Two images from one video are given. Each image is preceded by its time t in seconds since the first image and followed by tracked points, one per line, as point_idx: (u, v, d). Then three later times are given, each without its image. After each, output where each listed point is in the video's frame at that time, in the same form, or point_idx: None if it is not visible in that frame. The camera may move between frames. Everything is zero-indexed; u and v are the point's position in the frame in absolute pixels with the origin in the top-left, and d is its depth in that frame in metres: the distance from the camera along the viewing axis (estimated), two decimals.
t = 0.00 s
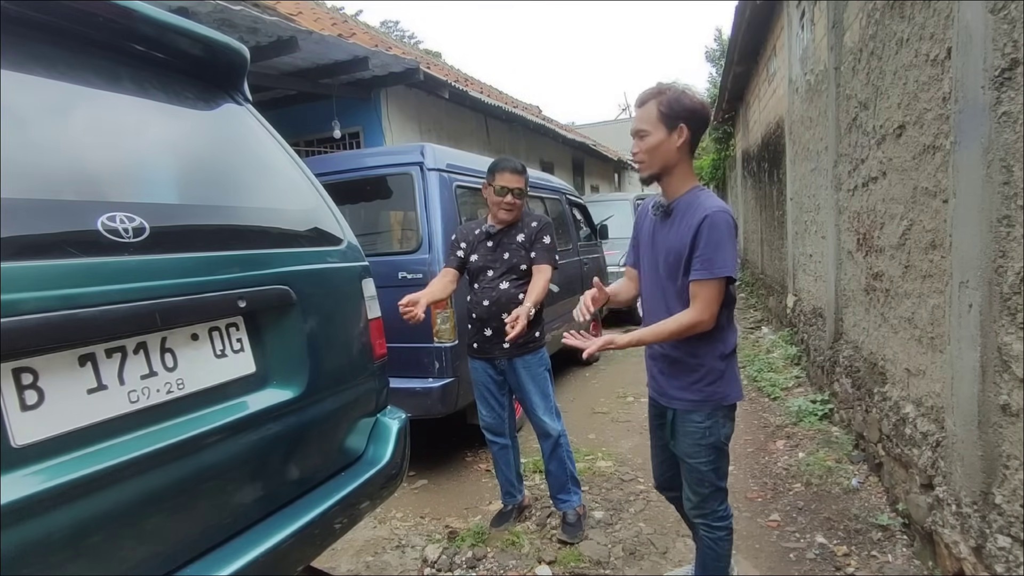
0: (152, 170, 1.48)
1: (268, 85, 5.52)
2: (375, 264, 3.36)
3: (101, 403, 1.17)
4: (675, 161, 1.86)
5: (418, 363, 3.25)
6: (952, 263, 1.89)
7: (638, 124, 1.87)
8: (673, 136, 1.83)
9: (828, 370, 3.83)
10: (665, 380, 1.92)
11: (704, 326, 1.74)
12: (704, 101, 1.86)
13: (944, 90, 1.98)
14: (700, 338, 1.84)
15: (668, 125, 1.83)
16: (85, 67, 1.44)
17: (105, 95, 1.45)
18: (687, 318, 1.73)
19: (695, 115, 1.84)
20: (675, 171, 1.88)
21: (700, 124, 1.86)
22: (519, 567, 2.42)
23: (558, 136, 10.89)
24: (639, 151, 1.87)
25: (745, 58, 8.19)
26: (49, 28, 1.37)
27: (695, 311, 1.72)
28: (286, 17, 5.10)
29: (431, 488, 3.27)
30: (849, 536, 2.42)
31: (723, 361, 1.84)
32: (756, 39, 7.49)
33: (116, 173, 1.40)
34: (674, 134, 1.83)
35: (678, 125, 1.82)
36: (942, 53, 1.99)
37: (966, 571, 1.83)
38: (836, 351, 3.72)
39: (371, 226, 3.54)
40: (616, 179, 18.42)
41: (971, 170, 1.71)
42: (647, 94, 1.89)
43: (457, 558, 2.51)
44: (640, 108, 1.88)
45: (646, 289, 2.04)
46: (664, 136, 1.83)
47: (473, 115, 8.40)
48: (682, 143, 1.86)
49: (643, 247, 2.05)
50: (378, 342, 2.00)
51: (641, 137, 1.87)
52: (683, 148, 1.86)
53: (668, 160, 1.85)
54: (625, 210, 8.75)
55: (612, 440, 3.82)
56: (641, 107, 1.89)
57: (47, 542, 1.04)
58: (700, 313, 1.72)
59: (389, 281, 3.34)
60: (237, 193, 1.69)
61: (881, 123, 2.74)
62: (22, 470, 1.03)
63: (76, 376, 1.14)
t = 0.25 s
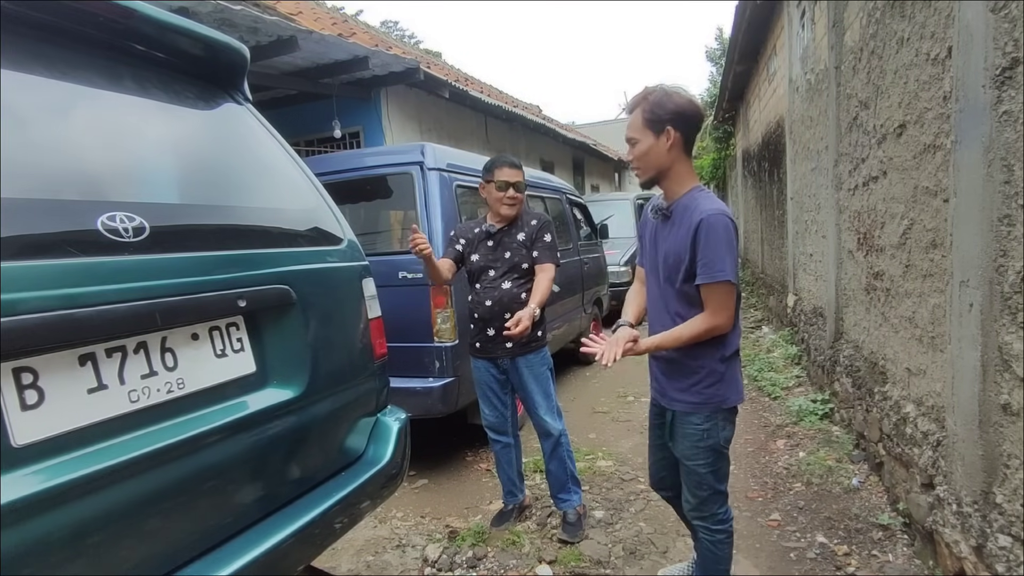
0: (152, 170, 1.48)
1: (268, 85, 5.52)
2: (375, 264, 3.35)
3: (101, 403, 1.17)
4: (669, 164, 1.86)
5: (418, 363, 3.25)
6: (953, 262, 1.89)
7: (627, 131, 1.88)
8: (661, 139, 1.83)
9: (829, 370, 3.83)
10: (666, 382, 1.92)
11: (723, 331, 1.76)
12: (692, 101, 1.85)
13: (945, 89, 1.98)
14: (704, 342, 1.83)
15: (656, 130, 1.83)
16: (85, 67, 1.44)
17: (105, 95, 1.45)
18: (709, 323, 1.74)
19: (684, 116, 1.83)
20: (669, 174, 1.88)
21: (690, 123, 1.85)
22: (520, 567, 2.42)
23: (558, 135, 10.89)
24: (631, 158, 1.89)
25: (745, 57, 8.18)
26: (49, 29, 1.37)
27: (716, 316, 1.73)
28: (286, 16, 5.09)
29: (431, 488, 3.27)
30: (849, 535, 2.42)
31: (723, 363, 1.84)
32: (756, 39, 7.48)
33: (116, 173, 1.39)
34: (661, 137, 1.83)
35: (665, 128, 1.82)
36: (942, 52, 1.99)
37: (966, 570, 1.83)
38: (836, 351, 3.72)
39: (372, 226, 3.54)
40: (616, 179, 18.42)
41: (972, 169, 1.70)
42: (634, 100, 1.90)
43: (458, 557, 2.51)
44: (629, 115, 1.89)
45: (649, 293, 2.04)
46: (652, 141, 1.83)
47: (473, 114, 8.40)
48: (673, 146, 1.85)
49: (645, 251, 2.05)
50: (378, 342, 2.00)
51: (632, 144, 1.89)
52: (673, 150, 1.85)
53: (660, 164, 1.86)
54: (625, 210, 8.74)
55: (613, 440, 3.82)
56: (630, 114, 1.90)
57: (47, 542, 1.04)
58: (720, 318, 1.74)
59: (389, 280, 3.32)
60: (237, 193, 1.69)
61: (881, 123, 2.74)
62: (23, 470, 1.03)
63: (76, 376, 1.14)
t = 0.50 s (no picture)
0: (154, 170, 1.48)
1: (270, 85, 5.53)
2: (377, 264, 3.35)
3: (104, 403, 1.17)
4: (670, 164, 1.86)
5: (420, 363, 3.26)
6: (955, 262, 1.89)
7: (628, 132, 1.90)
8: (661, 140, 1.83)
9: (830, 370, 3.83)
10: (661, 381, 1.92)
11: (717, 329, 1.75)
12: (693, 102, 1.85)
13: (947, 89, 1.98)
14: (699, 342, 1.84)
15: (655, 131, 1.83)
16: (87, 67, 1.44)
17: (106, 95, 1.45)
18: (701, 321, 1.74)
19: (682, 116, 1.82)
20: (669, 175, 1.88)
21: (691, 124, 1.84)
22: (521, 567, 2.42)
23: (559, 135, 10.89)
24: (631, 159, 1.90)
25: (747, 57, 8.18)
26: (50, 29, 1.37)
27: (709, 315, 1.73)
28: (287, 17, 5.10)
29: (432, 488, 3.27)
30: (851, 535, 2.42)
31: (717, 364, 1.84)
32: (757, 38, 7.48)
33: (117, 173, 1.39)
34: (661, 138, 1.83)
35: (664, 129, 1.82)
36: (944, 51, 1.99)
37: (969, 570, 1.82)
38: (837, 351, 3.71)
39: (373, 226, 3.54)
40: (617, 178, 18.42)
41: (974, 168, 1.70)
42: (636, 101, 1.91)
43: (459, 557, 2.51)
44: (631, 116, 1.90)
45: (649, 293, 2.04)
46: (652, 142, 1.84)
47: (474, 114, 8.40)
48: (673, 146, 1.85)
49: (647, 252, 2.05)
50: (380, 342, 2.00)
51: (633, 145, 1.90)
52: (673, 151, 1.85)
53: (660, 165, 1.86)
54: (626, 209, 8.74)
55: (614, 440, 3.82)
56: (632, 115, 1.91)
57: (49, 542, 1.04)
58: (714, 317, 1.73)
59: (391, 280, 3.31)
60: (238, 193, 1.69)
61: (883, 122, 2.73)
62: (26, 470, 1.04)
63: (79, 376, 1.14)
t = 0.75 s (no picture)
0: (157, 170, 1.49)
1: (272, 85, 5.53)
2: (380, 264, 3.36)
3: (109, 403, 1.17)
4: (671, 164, 1.87)
5: (422, 363, 3.26)
6: (958, 262, 1.89)
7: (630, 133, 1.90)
8: (662, 140, 1.84)
9: (832, 370, 3.83)
10: (657, 378, 1.92)
11: (715, 327, 1.75)
12: (694, 103, 1.84)
13: (950, 89, 1.98)
14: (695, 340, 1.84)
15: (657, 131, 1.83)
16: (91, 68, 1.45)
17: (108, 95, 1.46)
18: (699, 318, 1.74)
19: (684, 116, 1.82)
20: (671, 175, 1.89)
21: (692, 125, 1.84)
22: (523, 566, 2.43)
23: (561, 135, 10.89)
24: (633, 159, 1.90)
25: (748, 57, 8.17)
26: (54, 30, 1.38)
27: (707, 311, 1.72)
28: (289, 17, 5.11)
29: (435, 488, 3.27)
30: (854, 535, 2.41)
31: (712, 362, 1.84)
32: (759, 38, 7.47)
33: (120, 173, 1.40)
34: (662, 138, 1.84)
35: (666, 129, 1.82)
36: (947, 51, 1.99)
37: (972, 571, 1.82)
38: (840, 351, 3.71)
39: (376, 226, 3.55)
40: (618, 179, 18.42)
41: (977, 169, 1.70)
42: (639, 102, 1.91)
43: (462, 557, 2.52)
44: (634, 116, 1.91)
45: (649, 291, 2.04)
46: (653, 142, 1.84)
47: (476, 114, 8.41)
48: (675, 146, 1.85)
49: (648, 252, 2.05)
50: (382, 342, 2.00)
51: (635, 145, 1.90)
52: (674, 151, 1.85)
53: (660, 165, 1.87)
54: (628, 210, 8.74)
55: (616, 440, 3.82)
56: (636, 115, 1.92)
57: (55, 542, 1.04)
58: (712, 314, 1.73)
59: (393, 280, 3.32)
60: (240, 193, 1.69)
61: (886, 122, 2.73)
62: (32, 469, 1.04)
63: (85, 375, 1.15)
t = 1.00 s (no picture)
0: (162, 169, 1.49)
1: (276, 85, 5.54)
2: (383, 263, 3.36)
3: (117, 401, 1.18)
4: (676, 162, 1.86)
5: (426, 361, 3.26)
6: (964, 260, 1.89)
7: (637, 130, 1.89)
8: (670, 138, 1.83)
9: (837, 369, 3.82)
10: (659, 374, 1.93)
11: (719, 325, 1.75)
12: (701, 102, 1.84)
13: (956, 87, 1.97)
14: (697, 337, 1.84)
15: (663, 129, 1.83)
16: (98, 67, 1.46)
17: (115, 94, 1.46)
18: (703, 315, 1.74)
19: (690, 114, 1.82)
20: (677, 173, 1.88)
21: (698, 124, 1.84)
22: (528, 565, 2.43)
23: (564, 134, 10.89)
24: (639, 157, 1.90)
25: (752, 55, 8.15)
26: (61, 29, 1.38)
27: (711, 308, 1.72)
28: (293, 16, 5.11)
29: (439, 486, 3.28)
30: (859, 535, 2.41)
31: (715, 360, 1.84)
32: (763, 36, 7.46)
33: (126, 172, 1.40)
34: (670, 136, 1.83)
35: (671, 127, 1.82)
36: (953, 48, 1.98)
37: (979, 570, 1.82)
38: (844, 349, 3.70)
39: (379, 224, 3.55)
40: (621, 178, 18.40)
41: (984, 167, 1.69)
42: (645, 100, 1.90)
43: (466, 555, 2.52)
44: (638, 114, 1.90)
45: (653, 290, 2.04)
46: (660, 140, 1.83)
47: (479, 113, 8.40)
48: (681, 144, 1.85)
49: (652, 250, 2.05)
50: (387, 340, 2.00)
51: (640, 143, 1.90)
52: (681, 150, 1.85)
53: (666, 163, 1.86)
54: (631, 208, 8.74)
55: (620, 439, 3.82)
56: (640, 113, 1.91)
57: (64, 540, 1.05)
58: (716, 311, 1.73)
59: (397, 279, 3.33)
60: (245, 193, 1.69)
61: (891, 120, 2.72)
62: (40, 467, 1.05)
63: (93, 373, 1.15)
